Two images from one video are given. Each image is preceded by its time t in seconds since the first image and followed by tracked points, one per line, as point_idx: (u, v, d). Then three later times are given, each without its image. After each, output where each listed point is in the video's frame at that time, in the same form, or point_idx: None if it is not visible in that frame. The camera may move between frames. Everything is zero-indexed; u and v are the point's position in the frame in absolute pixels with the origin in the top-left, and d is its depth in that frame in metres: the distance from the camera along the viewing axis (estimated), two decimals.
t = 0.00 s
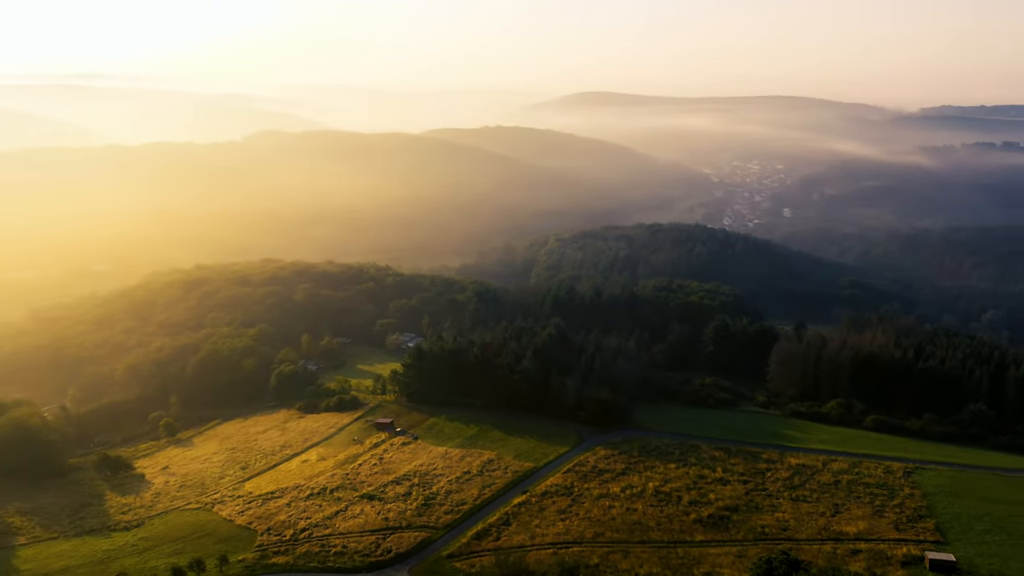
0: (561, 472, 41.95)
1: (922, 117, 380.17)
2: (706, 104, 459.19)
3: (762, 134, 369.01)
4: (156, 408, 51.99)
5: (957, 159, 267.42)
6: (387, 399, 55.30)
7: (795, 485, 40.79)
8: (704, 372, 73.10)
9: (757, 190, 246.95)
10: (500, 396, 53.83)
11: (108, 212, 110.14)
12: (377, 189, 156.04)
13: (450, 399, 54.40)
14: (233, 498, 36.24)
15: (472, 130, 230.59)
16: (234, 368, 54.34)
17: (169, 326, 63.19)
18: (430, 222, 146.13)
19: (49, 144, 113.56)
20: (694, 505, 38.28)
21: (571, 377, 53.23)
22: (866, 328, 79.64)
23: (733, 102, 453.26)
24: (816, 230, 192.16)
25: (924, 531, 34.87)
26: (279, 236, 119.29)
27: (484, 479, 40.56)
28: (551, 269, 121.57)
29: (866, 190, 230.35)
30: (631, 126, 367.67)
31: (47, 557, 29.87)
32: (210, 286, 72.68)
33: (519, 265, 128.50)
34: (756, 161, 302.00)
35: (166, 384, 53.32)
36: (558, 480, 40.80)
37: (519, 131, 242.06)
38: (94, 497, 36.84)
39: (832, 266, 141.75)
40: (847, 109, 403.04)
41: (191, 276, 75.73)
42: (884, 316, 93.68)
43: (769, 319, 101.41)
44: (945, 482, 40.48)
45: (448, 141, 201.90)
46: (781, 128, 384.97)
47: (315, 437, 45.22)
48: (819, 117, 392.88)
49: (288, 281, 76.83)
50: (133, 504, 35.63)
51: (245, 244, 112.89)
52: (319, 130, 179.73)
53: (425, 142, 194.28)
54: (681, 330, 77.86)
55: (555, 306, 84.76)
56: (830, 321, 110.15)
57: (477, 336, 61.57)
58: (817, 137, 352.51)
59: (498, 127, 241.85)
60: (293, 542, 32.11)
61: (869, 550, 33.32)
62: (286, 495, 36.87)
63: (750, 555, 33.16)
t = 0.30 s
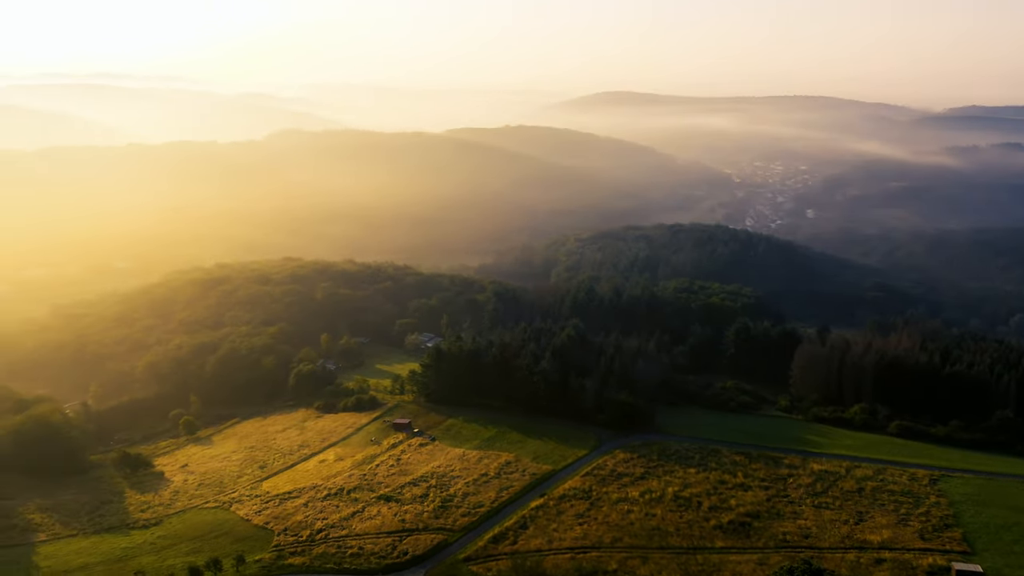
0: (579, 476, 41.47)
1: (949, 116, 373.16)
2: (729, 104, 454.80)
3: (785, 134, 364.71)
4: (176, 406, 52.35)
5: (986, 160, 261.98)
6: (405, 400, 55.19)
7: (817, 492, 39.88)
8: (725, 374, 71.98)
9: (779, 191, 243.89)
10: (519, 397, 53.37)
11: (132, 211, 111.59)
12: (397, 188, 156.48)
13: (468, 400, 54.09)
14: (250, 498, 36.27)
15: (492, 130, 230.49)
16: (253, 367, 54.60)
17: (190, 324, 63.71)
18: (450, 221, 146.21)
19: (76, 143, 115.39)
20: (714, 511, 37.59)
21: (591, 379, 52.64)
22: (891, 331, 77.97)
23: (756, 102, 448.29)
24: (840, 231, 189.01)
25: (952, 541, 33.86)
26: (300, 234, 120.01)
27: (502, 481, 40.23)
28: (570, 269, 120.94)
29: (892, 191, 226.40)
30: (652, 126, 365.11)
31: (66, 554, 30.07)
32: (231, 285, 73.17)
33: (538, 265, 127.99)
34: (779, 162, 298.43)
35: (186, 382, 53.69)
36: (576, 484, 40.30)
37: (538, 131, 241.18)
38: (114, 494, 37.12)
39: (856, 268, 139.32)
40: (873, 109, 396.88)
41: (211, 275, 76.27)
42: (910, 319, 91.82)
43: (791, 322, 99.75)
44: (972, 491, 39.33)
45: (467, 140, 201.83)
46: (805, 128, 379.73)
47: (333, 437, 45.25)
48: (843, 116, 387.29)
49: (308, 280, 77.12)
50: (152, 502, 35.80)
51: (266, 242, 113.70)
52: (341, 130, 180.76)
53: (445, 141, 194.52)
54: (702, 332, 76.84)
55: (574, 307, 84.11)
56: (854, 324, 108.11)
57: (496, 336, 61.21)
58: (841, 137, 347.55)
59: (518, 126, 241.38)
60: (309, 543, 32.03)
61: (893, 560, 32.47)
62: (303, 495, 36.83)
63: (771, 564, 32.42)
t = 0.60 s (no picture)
0: (597, 479, 40.91)
1: (979, 116, 365.55)
2: (752, 104, 449.84)
3: (810, 134, 359.88)
4: (197, 404, 52.75)
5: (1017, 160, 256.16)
6: (424, 400, 55.06)
7: (841, 499, 38.93)
8: (746, 377, 70.90)
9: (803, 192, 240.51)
10: (538, 399, 52.94)
11: (157, 209, 112.94)
12: (418, 188, 156.78)
13: (487, 401, 53.81)
14: (268, 497, 36.31)
15: (512, 130, 230.13)
16: (273, 366, 54.87)
17: (211, 322, 64.20)
18: (470, 221, 146.17)
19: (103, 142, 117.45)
20: (734, 517, 36.83)
21: (610, 381, 52.08)
22: (917, 335, 76.25)
23: (779, 101, 442.84)
24: (866, 233, 185.70)
25: (979, 553, 32.89)
26: (321, 233, 120.61)
27: (519, 484, 39.85)
28: (590, 270, 120.19)
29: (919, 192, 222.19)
30: (674, 126, 362.05)
31: (86, 551, 30.29)
32: (252, 284, 73.64)
33: (558, 266, 127.38)
34: (803, 162, 294.37)
35: (207, 380, 54.04)
36: (594, 488, 39.77)
37: (560, 130, 240.13)
38: (134, 491, 37.39)
39: (881, 270, 136.73)
40: (899, 108, 390.09)
41: (233, 274, 76.83)
42: (937, 323, 89.86)
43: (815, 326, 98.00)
44: (1001, 500, 38.17)
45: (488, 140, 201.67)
46: (830, 129, 374.09)
47: (351, 437, 45.19)
48: (869, 116, 381.08)
49: (328, 279, 77.38)
50: (171, 501, 35.98)
51: (287, 241, 114.44)
52: (363, 130, 181.60)
53: (466, 141, 194.54)
54: (723, 334, 75.82)
55: (594, 309, 83.50)
56: (879, 327, 106.06)
57: (515, 338, 60.85)
58: (867, 137, 342.10)
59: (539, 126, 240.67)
60: (326, 544, 31.92)
61: (919, 571, 31.56)
62: (320, 496, 36.77)
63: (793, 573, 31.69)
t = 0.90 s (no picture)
0: (616, 484, 40.33)
1: (1009, 116, 357.50)
2: (775, 103, 444.16)
3: (834, 134, 354.43)
4: (216, 403, 53.10)
5: None
6: (441, 401, 54.85)
7: (864, 507, 37.96)
8: (769, 381, 69.70)
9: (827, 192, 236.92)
10: (556, 401, 52.39)
11: (177, 209, 114.00)
12: (438, 187, 156.84)
13: (505, 403, 53.41)
14: (285, 497, 36.29)
15: (533, 129, 229.40)
16: (291, 366, 55.03)
17: (232, 321, 64.62)
18: (490, 222, 145.97)
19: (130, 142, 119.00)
20: (755, 524, 36.06)
21: (630, 384, 51.42)
22: (944, 339, 74.40)
23: (803, 100, 436.72)
24: (892, 235, 182.20)
25: (1008, 566, 31.86)
26: (341, 233, 121.15)
27: (537, 488, 39.40)
28: (610, 271, 119.28)
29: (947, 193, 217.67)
30: (696, 125, 358.54)
31: (103, 549, 30.46)
32: (273, 283, 74.01)
33: (578, 266, 126.62)
34: (827, 163, 289.95)
35: (226, 380, 54.35)
36: (612, 492, 39.19)
37: (581, 130, 238.87)
38: (152, 490, 37.60)
39: (907, 273, 134.10)
40: (927, 108, 382.79)
41: (254, 273, 77.26)
42: (964, 328, 87.83)
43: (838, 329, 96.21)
44: None
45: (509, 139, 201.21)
46: (855, 129, 368.10)
47: (369, 438, 45.07)
48: (896, 115, 374.31)
49: (347, 279, 77.54)
50: (188, 500, 36.08)
51: (308, 239, 115.03)
52: (384, 129, 182.16)
53: (487, 140, 194.25)
54: (744, 337, 74.72)
55: (614, 311, 82.83)
56: (904, 331, 103.96)
57: (534, 339, 60.43)
58: (893, 137, 336.21)
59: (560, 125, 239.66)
60: (342, 545, 31.76)
61: None
62: (337, 497, 36.64)
63: None
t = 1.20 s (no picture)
0: (635, 489, 39.77)
1: None
2: (799, 103, 438.45)
3: (859, 135, 348.92)
4: (235, 401, 53.41)
5: None
6: (459, 402, 54.62)
7: (889, 516, 37.00)
8: (791, 385, 68.41)
9: (851, 193, 233.02)
10: (575, 405, 51.80)
11: (199, 207, 115.21)
12: (458, 187, 156.81)
13: (523, 406, 53.01)
14: (301, 498, 36.32)
15: (553, 129, 228.67)
16: (310, 365, 55.21)
17: (251, 320, 65.00)
18: (510, 221, 145.66)
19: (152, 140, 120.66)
20: (777, 533, 35.28)
21: (650, 388, 50.69)
22: (971, 344, 72.52)
23: (827, 100, 430.30)
24: (918, 236, 178.74)
25: None
26: (361, 232, 121.55)
27: (555, 492, 38.97)
28: (630, 272, 118.33)
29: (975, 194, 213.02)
30: (719, 125, 354.81)
31: (122, 548, 30.64)
32: (292, 282, 74.37)
33: (597, 266, 125.78)
34: (851, 163, 285.33)
35: (245, 378, 54.64)
36: (631, 497, 38.63)
37: (602, 130, 237.54)
38: (170, 488, 37.82)
39: (933, 276, 131.31)
40: (955, 108, 375.40)
41: (274, 272, 77.67)
42: (992, 332, 85.70)
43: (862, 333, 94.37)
44: None
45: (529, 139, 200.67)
46: (881, 129, 362.05)
47: (386, 439, 44.97)
48: (923, 114, 367.44)
49: (366, 279, 77.68)
50: (206, 499, 36.26)
51: (328, 238, 115.64)
52: (405, 129, 182.59)
53: (507, 139, 193.87)
54: (766, 340, 73.53)
55: (634, 314, 82.00)
56: (930, 335, 101.73)
57: (552, 341, 60.02)
58: (919, 137, 330.07)
59: (580, 125, 238.50)
60: (358, 548, 31.64)
61: None
62: (353, 498, 36.57)
63: None
